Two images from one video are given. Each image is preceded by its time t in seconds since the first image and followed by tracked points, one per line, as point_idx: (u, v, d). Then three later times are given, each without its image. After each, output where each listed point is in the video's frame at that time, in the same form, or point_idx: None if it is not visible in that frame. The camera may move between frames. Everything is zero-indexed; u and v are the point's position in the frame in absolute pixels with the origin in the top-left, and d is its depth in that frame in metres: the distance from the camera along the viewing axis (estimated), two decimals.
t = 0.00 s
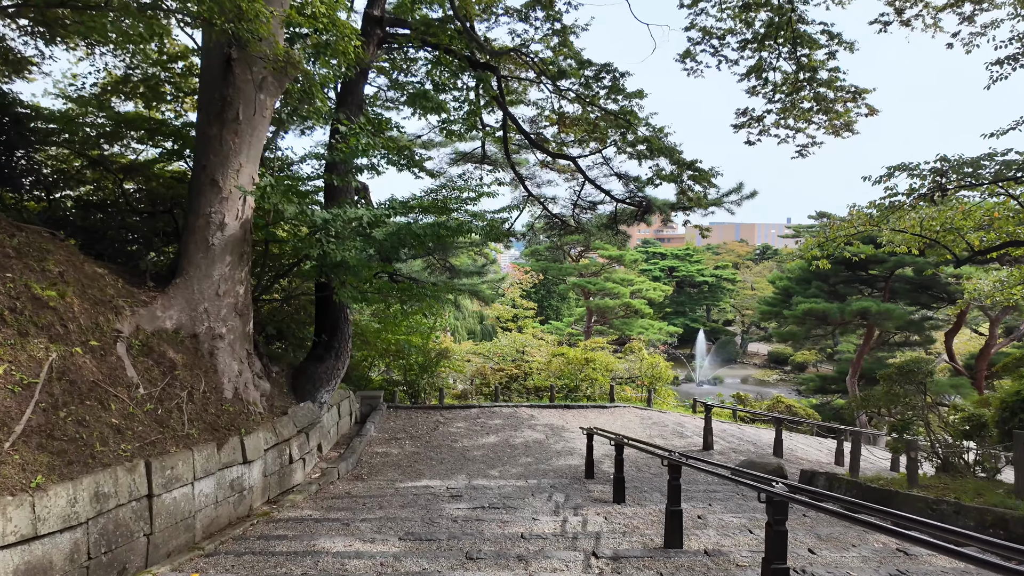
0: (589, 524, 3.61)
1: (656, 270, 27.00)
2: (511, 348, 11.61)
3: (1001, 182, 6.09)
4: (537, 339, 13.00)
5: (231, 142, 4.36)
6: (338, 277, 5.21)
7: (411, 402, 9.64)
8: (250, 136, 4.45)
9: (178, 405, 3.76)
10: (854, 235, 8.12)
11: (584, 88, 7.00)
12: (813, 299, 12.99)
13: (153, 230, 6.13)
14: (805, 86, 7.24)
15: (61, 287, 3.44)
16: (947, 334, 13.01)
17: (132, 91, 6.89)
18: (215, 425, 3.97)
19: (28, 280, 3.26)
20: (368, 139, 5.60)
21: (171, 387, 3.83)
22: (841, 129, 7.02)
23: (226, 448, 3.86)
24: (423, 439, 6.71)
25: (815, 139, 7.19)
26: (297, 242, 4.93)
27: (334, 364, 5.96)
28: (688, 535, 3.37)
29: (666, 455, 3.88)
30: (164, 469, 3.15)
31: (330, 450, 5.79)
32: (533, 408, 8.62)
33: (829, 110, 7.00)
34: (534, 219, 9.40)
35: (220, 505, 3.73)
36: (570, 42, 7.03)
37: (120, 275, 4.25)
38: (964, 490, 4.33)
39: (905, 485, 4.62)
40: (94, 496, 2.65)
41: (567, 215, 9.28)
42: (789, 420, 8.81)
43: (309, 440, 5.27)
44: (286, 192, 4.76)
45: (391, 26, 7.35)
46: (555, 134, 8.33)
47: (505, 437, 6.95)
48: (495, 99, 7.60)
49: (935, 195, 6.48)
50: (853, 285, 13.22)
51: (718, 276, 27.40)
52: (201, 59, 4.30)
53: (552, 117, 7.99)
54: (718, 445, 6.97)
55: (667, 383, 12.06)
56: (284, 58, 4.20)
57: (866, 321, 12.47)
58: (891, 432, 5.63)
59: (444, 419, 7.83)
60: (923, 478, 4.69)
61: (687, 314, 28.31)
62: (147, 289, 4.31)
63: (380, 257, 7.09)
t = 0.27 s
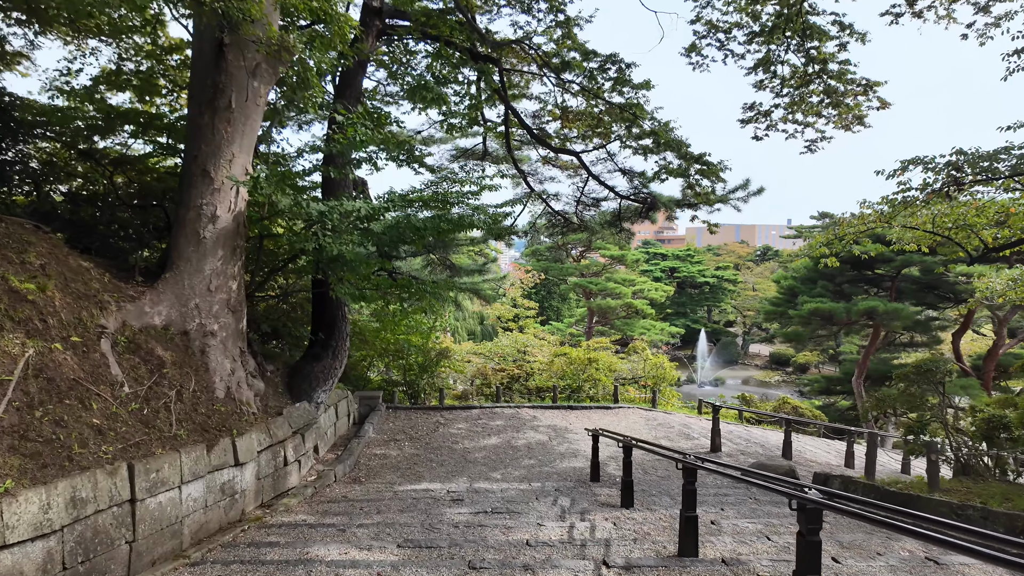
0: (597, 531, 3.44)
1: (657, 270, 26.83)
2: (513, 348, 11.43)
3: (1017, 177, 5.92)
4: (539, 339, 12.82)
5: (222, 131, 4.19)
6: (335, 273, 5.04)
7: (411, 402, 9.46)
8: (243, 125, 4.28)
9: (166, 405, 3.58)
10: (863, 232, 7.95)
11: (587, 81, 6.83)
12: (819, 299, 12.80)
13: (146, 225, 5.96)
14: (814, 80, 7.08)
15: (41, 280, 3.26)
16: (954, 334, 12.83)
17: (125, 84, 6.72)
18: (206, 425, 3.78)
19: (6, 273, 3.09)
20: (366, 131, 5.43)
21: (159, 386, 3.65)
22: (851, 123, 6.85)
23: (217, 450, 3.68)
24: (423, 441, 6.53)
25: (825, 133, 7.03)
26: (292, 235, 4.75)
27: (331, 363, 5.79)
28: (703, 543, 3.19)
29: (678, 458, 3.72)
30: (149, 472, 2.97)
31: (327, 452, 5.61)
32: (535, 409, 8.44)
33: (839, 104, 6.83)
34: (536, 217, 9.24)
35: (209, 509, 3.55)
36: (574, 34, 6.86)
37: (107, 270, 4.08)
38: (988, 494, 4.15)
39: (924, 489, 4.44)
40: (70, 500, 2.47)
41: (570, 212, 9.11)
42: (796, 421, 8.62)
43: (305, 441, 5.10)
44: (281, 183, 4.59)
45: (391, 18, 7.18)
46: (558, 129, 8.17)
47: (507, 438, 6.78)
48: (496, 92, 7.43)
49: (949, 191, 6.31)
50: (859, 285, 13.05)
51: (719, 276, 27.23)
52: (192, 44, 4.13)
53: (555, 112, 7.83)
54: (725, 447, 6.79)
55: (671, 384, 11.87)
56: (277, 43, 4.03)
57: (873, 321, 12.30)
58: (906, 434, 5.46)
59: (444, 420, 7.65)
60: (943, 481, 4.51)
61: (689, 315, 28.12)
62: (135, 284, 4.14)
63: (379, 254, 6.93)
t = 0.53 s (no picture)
0: (603, 542, 3.29)
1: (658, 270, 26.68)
2: (513, 349, 11.27)
3: None
4: (540, 339, 12.67)
5: (212, 125, 4.03)
6: (330, 272, 4.90)
7: (410, 404, 9.31)
8: (234, 118, 4.12)
9: (153, 410, 3.43)
10: (870, 231, 7.81)
11: (590, 76, 6.69)
12: (823, 299, 12.65)
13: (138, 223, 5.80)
14: (821, 76, 6.93)
15: (20, 279, 3.11)
16: (959, 335, 12.69)
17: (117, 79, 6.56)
18: (195, 431, 3.64)
19: None
20: (364, 126, 5.29)
21: (146, 390, 3.50)
22: (859, 119, 6.70)
23: (206, 457, 3.53)
24: (421, 444, 6.38)
25: (832, 130, 6.88)
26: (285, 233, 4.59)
27: (327, 365, 5.63)
28: (714, 555, 3.04)
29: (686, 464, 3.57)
30: (132, 482, 2.82)
31: (322, 456, 5.46)
32: (536, 411, 8.29)
33: (847, 100, 6.69)
34: (537, 215, 9.09)
35: (198, 519, 3.40)
36: (576, 28, 6.71)
37: (93, 269, 3.93)
38: (1007, 502, 4.01)
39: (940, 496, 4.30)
40: (44, 514, 2.32)
41: (571, 211, 8.97)
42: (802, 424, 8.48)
43: (300, 445, 4.95)
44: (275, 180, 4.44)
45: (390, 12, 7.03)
46: (559, 126, 8.03)
47: (508, 441, 6.63)
48: (497, 87, 7.30)
49: (961, 188, 6.16)
50: (863, 285, 12.90)
51: (720, 276, 27.08)
52: (182, 35, 3.98)
53: (556, 108, 7.69)
54: (731, 450, 6.64)
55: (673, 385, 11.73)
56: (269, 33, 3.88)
57: (877, 321, 12.15)
58: (918, 438, 5.31)
59: (443, 423, 7.50)
60: (959, 488, 4.37)
61: (689, 315, 27.97)
62: (122, 284, 3.99)
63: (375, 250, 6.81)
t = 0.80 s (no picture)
0: (607, 552, 3.12)
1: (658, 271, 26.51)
2: (513, 350, 11.10)
3: None
4: (540, 340, 12.50)
5: (198, 115, 3.86)
6: (323, 270, 4.73)
7: (408, 406, 9.14)
8: (221, 109, 3.95)
9: (133, 413, 3.26)
10: (877, 228, 7.64)
11: (591, 70, 6.53)
12: (827, 299, 12.48)
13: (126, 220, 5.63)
14: (828, 69, 6.76)
15: None
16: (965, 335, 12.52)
17: (107, 72, 6.39)
18: (178, 435, 3.46)
19: None
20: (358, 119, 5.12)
21: (127, 392, 3.34)
22: (867, 113, 6.54)
23: (190, 462, 3.36)
24: (418, 447, 6.21)
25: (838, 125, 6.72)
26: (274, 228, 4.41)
27: (320, 366, 5.45)
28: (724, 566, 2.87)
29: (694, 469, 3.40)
30: (106, 491, 2.65)
31: (315, 460, 5.29)
32: (537, 413, 8.11)
33: (853, 94, 6.53)
34: (537, 213, 8.92)
35: (180, 528, 3.23)
36: (577, 20, 6.55)
37: (74, 266, 3.76)
38: None
39: (957, 502, 4.13)
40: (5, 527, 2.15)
41: (572, 209, 8.80)
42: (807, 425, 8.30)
43: (292, 449, 4.78)
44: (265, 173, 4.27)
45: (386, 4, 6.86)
46: (560, 122, 7.87)
47: (507, 445, 6.45)
48: (496, 81, 7.14)
49: (972, 184, 5.99)
50: (867, 284, 12.73)
51: (720, 277, 26.92)
52: (167, 22, 3.82)
53: (557, 103, 7.53)
54: (736, 453, 6.47)
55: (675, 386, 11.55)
56: (257, 19, 3.71)
57: (882, 322, 11.99)
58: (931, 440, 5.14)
59: (441, 425, 7.33)
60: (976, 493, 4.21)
61: (690, 316, 27.80)
62: (104, 282, 3.82)
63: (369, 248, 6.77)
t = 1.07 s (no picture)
0: (614, 574, 2.94)
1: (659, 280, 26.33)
2: (513, 360, 10.91)
3: None
4: (541, 349, 12.31)
5: (186, 115, 3.71)
6: (316, 276, 4.56)
7: (405, 417, 8.94)
8: (210, 108, 3.80)
9: (111, 426, 3.08)
10: (885, 235, 7.49)
11: (591, 73, 6.41)
12: (832, 307, 12.29)
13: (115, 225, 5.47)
14: (834, 72, 6.63)
15: None
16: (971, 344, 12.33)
17: (99, 76, 6.25)
18: (160, 449, 3.28)
19: None
20: (354, 121, 4.98)
21: (105, 404, 3.16)
22: (874, 117, 6.40)
23: (171, 478, 3.17)
24: (415, 460, 6.02)
25: (845, 129, 6.59)
26: (265, 232, 4.24)
27: (312, 375, 5.26)
28: None
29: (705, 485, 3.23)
30: (76, 510, 2.48)
31: (308, 473, 5.10)
32: (537, 424, 7.92)
33: (860, 97, 6.40)
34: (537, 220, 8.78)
35: (159, 548, 3.04)
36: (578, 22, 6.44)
37: (54, 271, 3.59)
38: None
39: (979, 518, 3.95)
40: None
41: (573, 215, 8.66)
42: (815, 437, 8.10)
43: (283, 462, 4.59)
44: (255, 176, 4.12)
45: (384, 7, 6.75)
46: (561, 127, 7.76)
47: (507, 457, 6.25)
48: (496, 85, 7.03)
49: (984, 188, 5.84)
50: (871, 293, 12.56)
51: (721, 286, 26.75)
52: (154, 18, 3.68)
53: (557, 108, 7.42)
54: (743, 466, 6.28)
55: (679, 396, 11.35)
56: (247, 15, 3.57)
57: (888, 330, 11.80)
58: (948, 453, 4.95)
59: (439, 437, 7.14)
60: (997, 509, 4.03)
61: (691, 325, 27.60)
62: (85, 287, 3.65)
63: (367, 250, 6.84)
